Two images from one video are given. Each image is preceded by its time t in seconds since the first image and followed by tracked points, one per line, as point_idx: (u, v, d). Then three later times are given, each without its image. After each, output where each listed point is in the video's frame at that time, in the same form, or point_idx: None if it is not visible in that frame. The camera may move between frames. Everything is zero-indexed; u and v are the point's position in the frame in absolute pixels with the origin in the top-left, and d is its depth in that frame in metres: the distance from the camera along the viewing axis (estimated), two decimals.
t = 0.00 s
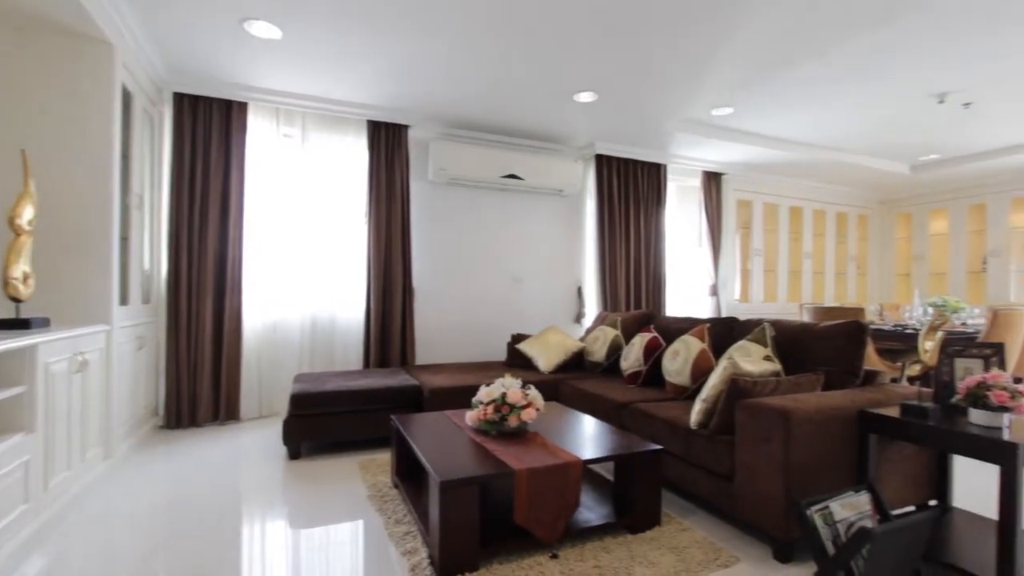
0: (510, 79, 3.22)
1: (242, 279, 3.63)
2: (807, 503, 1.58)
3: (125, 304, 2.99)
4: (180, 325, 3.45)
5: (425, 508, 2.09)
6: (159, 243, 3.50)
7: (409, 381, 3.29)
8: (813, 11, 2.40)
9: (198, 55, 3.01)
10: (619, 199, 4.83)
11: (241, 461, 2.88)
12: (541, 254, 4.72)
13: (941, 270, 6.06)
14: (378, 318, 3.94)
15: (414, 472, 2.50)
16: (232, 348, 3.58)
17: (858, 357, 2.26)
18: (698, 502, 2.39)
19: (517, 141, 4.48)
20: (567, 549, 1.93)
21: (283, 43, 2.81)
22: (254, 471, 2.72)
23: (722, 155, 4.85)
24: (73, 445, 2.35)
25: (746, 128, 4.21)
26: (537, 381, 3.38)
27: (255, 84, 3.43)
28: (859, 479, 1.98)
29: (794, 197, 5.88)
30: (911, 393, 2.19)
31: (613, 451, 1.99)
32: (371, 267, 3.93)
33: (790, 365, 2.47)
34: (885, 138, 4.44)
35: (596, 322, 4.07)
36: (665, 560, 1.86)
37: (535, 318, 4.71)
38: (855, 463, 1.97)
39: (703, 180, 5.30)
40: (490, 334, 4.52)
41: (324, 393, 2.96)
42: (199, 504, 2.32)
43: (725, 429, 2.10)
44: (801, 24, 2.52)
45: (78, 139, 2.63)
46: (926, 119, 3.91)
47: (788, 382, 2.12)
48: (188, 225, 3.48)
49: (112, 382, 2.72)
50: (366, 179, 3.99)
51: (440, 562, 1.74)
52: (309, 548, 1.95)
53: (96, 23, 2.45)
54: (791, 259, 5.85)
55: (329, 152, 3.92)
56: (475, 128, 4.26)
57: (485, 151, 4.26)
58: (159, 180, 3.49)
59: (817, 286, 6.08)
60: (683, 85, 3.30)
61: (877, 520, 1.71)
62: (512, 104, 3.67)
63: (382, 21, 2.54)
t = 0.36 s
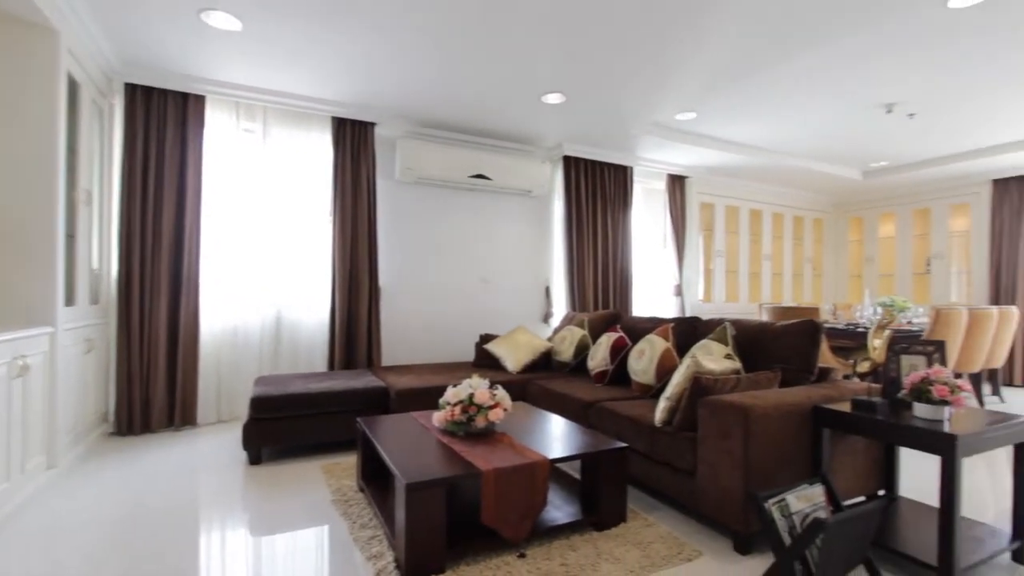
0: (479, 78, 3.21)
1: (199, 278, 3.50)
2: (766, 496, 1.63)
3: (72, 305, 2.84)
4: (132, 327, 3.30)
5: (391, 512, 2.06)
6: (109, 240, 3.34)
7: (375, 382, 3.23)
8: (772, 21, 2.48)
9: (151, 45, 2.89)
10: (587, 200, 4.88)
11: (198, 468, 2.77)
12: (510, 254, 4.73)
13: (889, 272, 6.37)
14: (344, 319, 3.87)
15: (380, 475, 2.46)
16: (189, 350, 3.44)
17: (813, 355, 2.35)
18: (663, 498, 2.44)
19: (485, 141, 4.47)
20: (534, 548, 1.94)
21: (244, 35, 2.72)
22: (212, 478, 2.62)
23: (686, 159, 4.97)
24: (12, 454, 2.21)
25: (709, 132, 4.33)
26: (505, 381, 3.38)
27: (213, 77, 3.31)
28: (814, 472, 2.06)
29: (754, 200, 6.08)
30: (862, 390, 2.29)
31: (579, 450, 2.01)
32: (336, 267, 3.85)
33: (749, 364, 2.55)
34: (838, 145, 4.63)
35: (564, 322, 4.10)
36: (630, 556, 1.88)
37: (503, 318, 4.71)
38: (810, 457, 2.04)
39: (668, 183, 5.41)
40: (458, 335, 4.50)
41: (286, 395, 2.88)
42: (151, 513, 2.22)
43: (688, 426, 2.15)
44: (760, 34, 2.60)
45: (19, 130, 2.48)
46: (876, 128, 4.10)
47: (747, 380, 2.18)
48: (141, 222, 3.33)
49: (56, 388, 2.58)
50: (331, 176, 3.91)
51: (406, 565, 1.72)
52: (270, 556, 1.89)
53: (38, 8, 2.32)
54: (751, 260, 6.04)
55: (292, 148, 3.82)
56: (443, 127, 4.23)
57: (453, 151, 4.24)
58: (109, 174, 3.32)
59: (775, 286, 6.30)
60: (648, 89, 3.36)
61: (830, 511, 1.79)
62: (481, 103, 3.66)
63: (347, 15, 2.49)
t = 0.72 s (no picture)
0: (451, 77, 3.19)
1: (159, 278, 3.37)
2: (731, 490, 1.67)
3: (19, 306, 2.69)
4: (86, 329, 3.15)
5: (360, 516, 2.02)
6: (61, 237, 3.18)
7: (345, 384, 3.18)
8: (737, 29, 2.55)
9: (107, 34, 2.76)
10: (559, 200, 4.91)
11: (157, 475, 2.67)
12: (481, 254, 4.72)
13: (848, 273, 6.63)
14: (312, 320, 3.79)
15: (349, 478, 2.42)
16: (147, 352, 3.31)
17: (776, 353, 2.43)
18: (632, 496, 2.47)
19: (457, 141, 4.45)
20: (505, 549, 1.94)
21: (206, 27, 2.64)
22: (172, 485, 2.53)
23: (655, 161, 5.06)
24: None
25: (677, 136, 4.41)
26: (477, 381, 3.37)
27: (174, 69, 3.19)
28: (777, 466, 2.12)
29: (721, 203, 6.23)
30: (821, 386, 2.38)
31: (551, 450, 2.02)
32: (304, 267, 3.77)
33: (716, 362, 2.61)
34: (800, 150, 4.80)
35: (536, 321, 4.12)
36: (600, 553, 1.90)
37: (475, 319, 4.70)
38: (774, 452, 2.10)
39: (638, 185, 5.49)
40: (430, 335, 4.47)
41: (251, 398, 2.80)
42: (105, 523, 2.12)
43: (657, 424, 2.19)
44: (727, 41, 2.67)
45: None
46: (835, 134, 4.26)
47: (714, 378, 2.24)
48: (96, 219, 3.19)
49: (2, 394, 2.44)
50: (299, 173, 3.83)
51: (375, 569, 1.70)
52: (234, 563, 1.83)
53: None
54: (718, 261, 6.19)
55: (257, 144, 3.72)
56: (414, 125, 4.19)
57: (425, 150, 4.20)
58: (60, 168, 3.16)
59: (741, 286, 6.48)
60: (619, 92, 3.40)
61: (792, 504, 1.85)
62: (453, 102, 3.64)
63: (315, 10, 2.44)
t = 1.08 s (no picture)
0: (426, 76, 3.17)
1: (119, 278, 3.25)
2: (700, 487, 1.71)
3: None
4: (39, 331, 3.00)
5: (332, 520, 1.98)
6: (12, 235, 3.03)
7: (315, 385, 3.12)
8: (708, 35, 2.61)
9: (62, 23, 2.64)
10: (533, 201, 4.93)
11: (117, 482, 2.57)
12: (456, 254, 4.71)
13: (813, 274, 6.85)
14: (282, 321, 3.71)
15: (320, 482, 2.38)
16: (107, 355, 3.18)
17: (743, 352, 2.49)
18: (606, 494, 2.50)
19: (431, 140, 4.42)
20: (479, 549, 1.94)
21: (169, 19, 2.55)
22: (133, 492, 2.44)
23: (629, 163, 5.12)
24: None
25: (650, 138, 4.48)
26: (451, 382, 3.35)
27: (135, 62, 3.08)
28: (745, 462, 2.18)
29: (692, 205, 6.35)
30: (786, 383, 2.45)
31: (525, 449, 2.02)
32: (273, 266, 3.68)
33: (686, 361, 2.66)
34: (767, 155, 4.93)
35: (510, 321, 4.12)
36: (574, 551, 1.92)
37: (450, 319, 4.67)
38: (742, 448, 2.16)
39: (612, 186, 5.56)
40: (403, 336, 4.42)
41: (217, 402, 2.72)
42: (60, 533, 2.03)
43: (629, 423, 2.22)
44: (697, 46, 2.73)
45: None
46: (800, 139, 4.39)
47: (684, 377, 2.28)
48: (51, 216, 3.05)
49: None
50: (268, 170, 3.74)
51: (347, 573, 1.67)
52: (199, 572, 1.78)
53: None
54: (689, 262, 6.32)
55: (224, 140, 3.63)
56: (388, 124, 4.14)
57: (399, 149, 4.15)
58: (11, 162, 3.01)
59: (711, 287, 6.62)
60: (593, 94, 3.43)
61: (759, 499, 1.90)
62: (428, 101, 3.61)
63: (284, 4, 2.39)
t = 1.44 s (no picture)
0: (401, 74, 3.14)
1: (79, 277, 3.12)
2: (673, 484, 1.74)
3: None
4: None
5: (303, 525, 1.94)
6: None
7: (287, 387, 3.06)
8: (681, 39, 2.65)
9: (15, 12, 2.52)
10: (509, 201, 4.93)
11: (76, 489, 2.47)
12: (432, 254, 4.67)
13: (782, 274, 7.04)
14: (252, 322, 3.62)
15: (292, 486, 2.32)
16: (65, 359, 3.05)
17: (715, 351, 2.54)
18: (581, 492, 2.51)
19: (407, 138, 4.38)
20: (455, 551, 1.93)
21: (132, 10, 2.46)
22: (93, 500, 2.34)
23: (604, 164, 5.17)
24: None
25: (625, 140, 4.53)
26: (426, 382, 3.33)
27: (96, 55, 2.96)
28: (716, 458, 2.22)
29: (666, 206, 6.46)
30: (756, 380, 2.51)
31: (501, 450, 2.02)
32: (243, 266, 3.59)
33: (660, 360, 2.70)
34: (739, 157, 5.05)
35: (486, 321, 4.12)
36: (549, 550, 1.93)
37: (426, 319, 4.64)
38: (713, 446, 2.20)
39: (587, 187, 5.60)
40: (378, 337, 4.37)
41: (184, 405, 2.63)
42: (14, 544, 1.94)
43: (604, 422, 2.24)
44: (671, 50, 2.78)
45: None
46: (770, 143, 4.50)
47: (658, 375, 2.31)
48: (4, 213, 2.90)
49: None
50: (237, 168, 3.66)
51: None
52: None
53: None
54: (663, 262, 6.42)
55: (190, 135, 3.52)
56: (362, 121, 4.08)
57: (373, 147, 4.10)
58: None
59: (684, 287, 6.74)
60: (568, 95, 3.45)
61: (730, 494, 1.94)
62: (403, 100, 3.58)
63: None
